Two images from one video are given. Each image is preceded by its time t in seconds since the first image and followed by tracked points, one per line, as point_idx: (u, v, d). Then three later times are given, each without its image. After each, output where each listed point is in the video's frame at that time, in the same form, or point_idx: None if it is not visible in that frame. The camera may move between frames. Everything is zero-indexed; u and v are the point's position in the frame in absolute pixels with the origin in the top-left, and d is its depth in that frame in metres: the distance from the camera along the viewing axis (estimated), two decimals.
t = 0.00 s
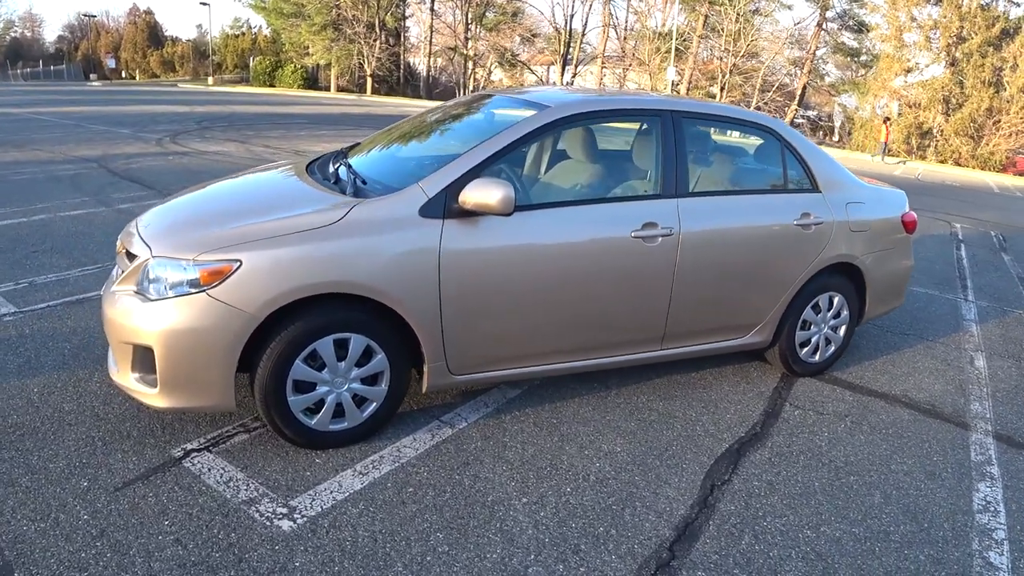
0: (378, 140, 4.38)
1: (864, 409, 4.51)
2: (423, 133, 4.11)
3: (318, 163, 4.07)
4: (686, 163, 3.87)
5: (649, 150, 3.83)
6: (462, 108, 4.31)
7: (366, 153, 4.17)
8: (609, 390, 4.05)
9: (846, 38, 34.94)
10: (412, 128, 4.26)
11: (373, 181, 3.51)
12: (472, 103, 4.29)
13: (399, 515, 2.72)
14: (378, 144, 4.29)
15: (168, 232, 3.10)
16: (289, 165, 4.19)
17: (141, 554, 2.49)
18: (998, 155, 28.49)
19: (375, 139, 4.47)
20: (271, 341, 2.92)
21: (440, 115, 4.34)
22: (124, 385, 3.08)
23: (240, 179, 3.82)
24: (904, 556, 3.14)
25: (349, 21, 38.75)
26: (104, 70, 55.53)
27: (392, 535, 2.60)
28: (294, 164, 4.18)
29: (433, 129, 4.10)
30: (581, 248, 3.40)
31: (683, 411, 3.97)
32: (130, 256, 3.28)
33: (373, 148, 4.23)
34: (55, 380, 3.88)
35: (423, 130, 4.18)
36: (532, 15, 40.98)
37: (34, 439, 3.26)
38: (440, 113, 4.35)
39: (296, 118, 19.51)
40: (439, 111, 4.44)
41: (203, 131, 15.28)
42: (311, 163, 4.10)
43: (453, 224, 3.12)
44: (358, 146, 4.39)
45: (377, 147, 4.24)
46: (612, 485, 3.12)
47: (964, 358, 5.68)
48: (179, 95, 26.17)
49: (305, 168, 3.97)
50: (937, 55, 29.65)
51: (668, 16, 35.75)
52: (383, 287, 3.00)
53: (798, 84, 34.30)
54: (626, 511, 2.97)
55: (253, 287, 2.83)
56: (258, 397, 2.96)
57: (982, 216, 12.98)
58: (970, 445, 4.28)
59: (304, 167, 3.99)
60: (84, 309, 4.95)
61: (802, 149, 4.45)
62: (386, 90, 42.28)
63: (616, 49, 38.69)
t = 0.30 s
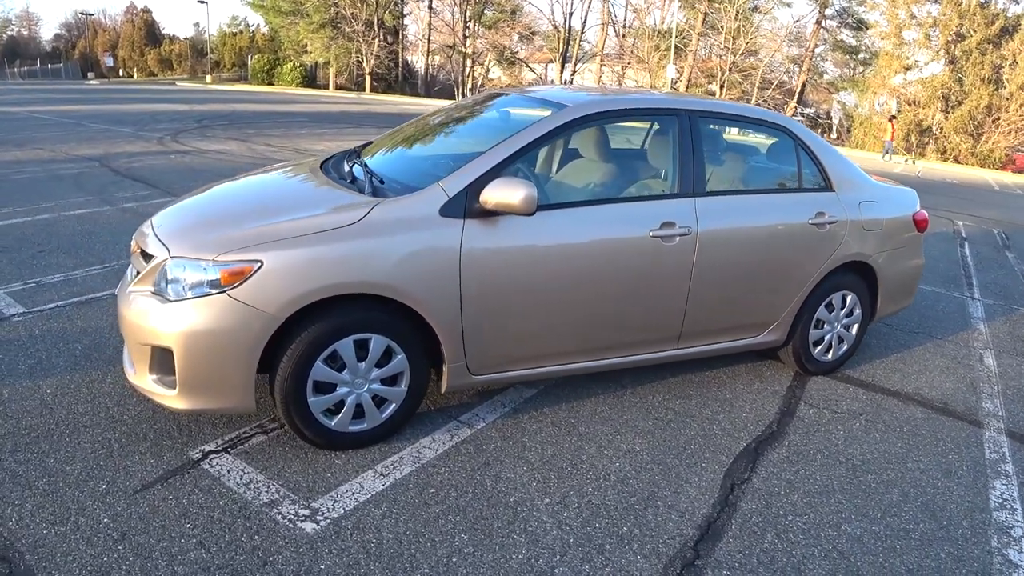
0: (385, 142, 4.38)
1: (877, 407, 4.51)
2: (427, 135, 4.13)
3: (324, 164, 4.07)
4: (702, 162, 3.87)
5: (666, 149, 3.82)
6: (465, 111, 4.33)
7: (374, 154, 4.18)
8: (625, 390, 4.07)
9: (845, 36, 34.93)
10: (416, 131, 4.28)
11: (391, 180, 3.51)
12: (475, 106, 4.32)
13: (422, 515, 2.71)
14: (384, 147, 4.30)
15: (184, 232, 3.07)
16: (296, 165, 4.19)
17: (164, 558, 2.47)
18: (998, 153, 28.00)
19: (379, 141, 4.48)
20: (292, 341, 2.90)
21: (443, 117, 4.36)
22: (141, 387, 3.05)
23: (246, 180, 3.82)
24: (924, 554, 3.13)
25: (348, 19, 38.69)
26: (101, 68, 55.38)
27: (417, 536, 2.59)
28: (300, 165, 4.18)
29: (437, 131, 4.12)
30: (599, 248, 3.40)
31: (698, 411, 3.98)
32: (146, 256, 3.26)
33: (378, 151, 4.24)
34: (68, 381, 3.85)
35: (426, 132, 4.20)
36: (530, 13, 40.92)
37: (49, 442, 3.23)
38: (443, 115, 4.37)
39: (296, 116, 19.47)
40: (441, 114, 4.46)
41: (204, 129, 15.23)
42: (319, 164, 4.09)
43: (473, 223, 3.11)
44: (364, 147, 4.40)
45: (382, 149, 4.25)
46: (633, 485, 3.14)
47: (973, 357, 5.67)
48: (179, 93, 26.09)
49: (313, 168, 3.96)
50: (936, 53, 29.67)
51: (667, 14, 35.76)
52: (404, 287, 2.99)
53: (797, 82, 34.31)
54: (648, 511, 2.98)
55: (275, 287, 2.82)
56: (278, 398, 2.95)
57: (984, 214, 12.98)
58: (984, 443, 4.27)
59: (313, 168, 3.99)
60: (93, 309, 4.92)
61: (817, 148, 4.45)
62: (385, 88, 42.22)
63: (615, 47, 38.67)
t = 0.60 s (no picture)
0: (384, 143, 4.39)
1: (884, 399, 4.53)
2: (425, 136, 4.15)
3: (325, 164, 4.07)
4: (710, 158, 3.89)
5: (675, 145, 3.84)
6: (461, 111, 4.36)
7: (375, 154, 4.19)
8: (634, 386, 4.10)
9: (838, 29, 35.00)
10: (414, 132, 4.30)
11: (401, 178, 3.51)
12: (472, 106, 4.34)
13: (441, 513, 2.73)
14: (384, 147, 4.31)
15: (196, 233, 3.07)
16: (295, 166, 4.18)
17: (184, 560, 2.47)
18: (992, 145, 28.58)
19: (377, 142, 4.49)
20: (307, 342, 2.90)
21: (440, 117, 4.38)
22: (154, 389, 3.04)
23: (251, 179, 3.82)
24: (937, 543, 3.17)
25: (341, 15, 38.59)
26: (92, 66, 55.03)
27: (436, 534, 2.61)
28: (300, 165, 4.17)
29: (435, 132, 4.14)
30: (609, 244, 3.42)
31: (708, 405, 4.01)
32: (156, 257, 3.25)
33: (378, 151, 4.24)
34: (76, 384, 3.82)
35: (424, 133, 4.22)
36: (523, 9, 40.88)
37: (61, 446, 3.21)
38: (440, 115, 4.39)
39: (291, 114, 19.40)
40: (438, 114, 4.48)
41: (199, 127, 15.16)
42: (320, 164, 4.09)
43: (486, 222, 3.12)
44: (363, 147, 4.40)
45: (383, 149, 4.26)
46: (648, 480, 3.17)
47: (975, 348, 5.70)
48: (172, 91, 25.96)
49: (316, 168, 3.96)
50: (929, 45, 29.77)
51: (661, 8, 35.80)
52: (417, 286, 2.99)
53: (790, 76, 34.38)
54: (664, 505, 3.02)
55: (291, 288, 2.81)
56: (292, 398, 2.95)
57: (979, 206, 13.05)
58: (989, 434, 4.30)
59: (316, 168, 3.99)
60: (98, 310, 4.89)
61: (822, 143, 4.47)
62: (378, 85, 42.12)
63: (609, 41, 38.64)
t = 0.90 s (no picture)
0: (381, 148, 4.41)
1: (885, 393, 4.58)
2: (420, 142, 4.18)
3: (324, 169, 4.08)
4: (715, 158, 3.94)
5: (680, 145, 3.88)
6: (455, 117, 4.40)
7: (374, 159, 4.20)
8: (641, 384, 4.15)
9: (824, 26, 35.23)
10: (409, 138, 4.34)
11: (410, 181, 3.53)
12: (466, 113, 4.39)
13: (459, 513, 2.77)
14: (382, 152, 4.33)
15: (207, 238, 3.07)
16: (292, 171, 4.18)
17: (206, 566, 2.47)
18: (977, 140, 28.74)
19: (373, 148, 4.51)
20: (321, 345, 2.91)
21: (435, 124, 4.42)
22: (167, 394, 3.03)
23: (257, 184, 3.83)
24: (943, 533, 3.23)
25: (329, 17, 38.52)
26: (78, 70, 54.66)
27: (456, 534, 2.65)
28: (296, 171, 4.17)
29: (430, 138, 4.18)
30: (616, 244, 3.46)
31: (714, 402, 4.06)
32: (166, 262, 3.25)
33: (375, 156, 4.26)
34: (84, 391, 3.79)
35: (418, 139, 4.25)
36: (511, 9, 40.91)
37: (73, 453, 3.19)
38: (434, 121, 4.43)
39: (281, 117, 19.34)
40: (432, 120, 4.52)
41: (190, 131, 15.09)
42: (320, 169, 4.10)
43: (497, 224, 3.15)
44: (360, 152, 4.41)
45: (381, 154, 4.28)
46: (660, 476, 3.23)
47: (972, 341, 5.76)
48: (160, 95, 25.79)
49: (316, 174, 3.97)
50: (915, 43, 30.00)
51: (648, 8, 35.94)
52: (430, 288, 3.02)
53: (778, 74, 34.57)
54: (678, 501, 3.08)
55: (306, 291, 2.83)
56: (307, 401, 2.96)
57: (968, 201, 13.19)
58: (989, 425, 4.36)
59: (315, 173, 3.99)
60: (100, 316, 4.87)
61: (822, 142, 4.53)
62: (366, 86, 42.04)
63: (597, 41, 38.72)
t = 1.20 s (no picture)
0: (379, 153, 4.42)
1: (886, 393, 4.61)
2: (417, 147, 4.21)
3: (323, 172, 4.08)
4: (719, 160, 3.97)
5: (685, 148, 3.91)
6: (451, 122, 4.44)
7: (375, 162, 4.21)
8: (647, 385, 4.17)
9: (815, 28, 35.42)
10: (405, 145, 4.37)
11: (419, 183, 3.53)
12: (462, 118, 4.42)
13: (472, 515, 2.78)
14: (382, 156, 4.34)
15: (216, 239, 3.06)
16: (289, 175, 4.17)
17: (220, 569, 2.45)
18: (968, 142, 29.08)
19: (371, 152, 4.52)
20: (333, 347, 2.91)
21: (431, 130, 4.45)
22: (176, 397, 3.02)
23: (262, 186, 3.84)
24: (950, 530, 3.26)
25: (321, 19, 38.45)
26: (67, 71, 54.34)
27: (470, 535, 2.66)
28: (292, 174, 4.16)
29: (427, 144, 4.22)
30: (622, 245, 3.48)
31: (719, 402, 4.09)
32: (174, 264, 3.23)
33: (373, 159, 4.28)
34: (89, 394, 3.77)
35: (415, 145, 4.29)
36: (503, 11, 40.95)
37: (81, 457, 3.16)
38: (430, 128, 4.47)
39: (274, 118, 19.29)
40: (428, 126, 4.55)
41: (184, 133, 15.02)
42: (318, 172, 4.10)
43: (507, 226, 3.17)
44: (359, 156, 4.42)
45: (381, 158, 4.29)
46: (669, 476, 3.25)
47: (969, 342, 5.80)
48: (152, 96, 25.66)
49: (316, 176, 3.97)
50: (906, 45, 30.19)
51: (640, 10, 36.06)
52: (441, 289, 3.02)
53: (769, 75, 34.74)
54: (688, 500, 3.10)
55: (319, 293, 2.83)
56: (319, 403, 2.96)
57: (960, 202, 13.30)
58: (990, 424, 4.39)
59: (315, 176, 3.99)
60: (102, 319, 4.83)
61: (824, 144, 4.56)
62: (358, 88, 41.97)
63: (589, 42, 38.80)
